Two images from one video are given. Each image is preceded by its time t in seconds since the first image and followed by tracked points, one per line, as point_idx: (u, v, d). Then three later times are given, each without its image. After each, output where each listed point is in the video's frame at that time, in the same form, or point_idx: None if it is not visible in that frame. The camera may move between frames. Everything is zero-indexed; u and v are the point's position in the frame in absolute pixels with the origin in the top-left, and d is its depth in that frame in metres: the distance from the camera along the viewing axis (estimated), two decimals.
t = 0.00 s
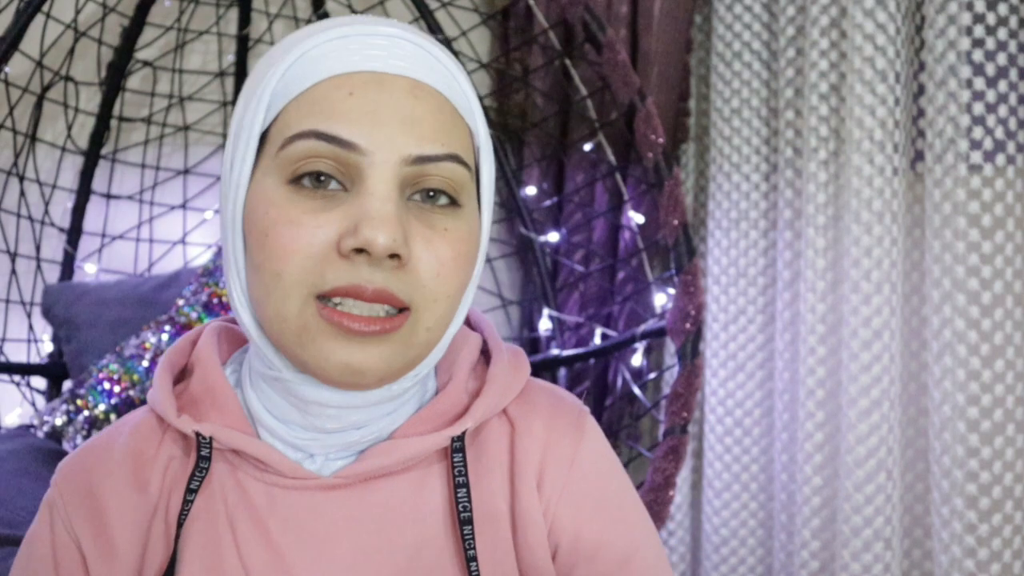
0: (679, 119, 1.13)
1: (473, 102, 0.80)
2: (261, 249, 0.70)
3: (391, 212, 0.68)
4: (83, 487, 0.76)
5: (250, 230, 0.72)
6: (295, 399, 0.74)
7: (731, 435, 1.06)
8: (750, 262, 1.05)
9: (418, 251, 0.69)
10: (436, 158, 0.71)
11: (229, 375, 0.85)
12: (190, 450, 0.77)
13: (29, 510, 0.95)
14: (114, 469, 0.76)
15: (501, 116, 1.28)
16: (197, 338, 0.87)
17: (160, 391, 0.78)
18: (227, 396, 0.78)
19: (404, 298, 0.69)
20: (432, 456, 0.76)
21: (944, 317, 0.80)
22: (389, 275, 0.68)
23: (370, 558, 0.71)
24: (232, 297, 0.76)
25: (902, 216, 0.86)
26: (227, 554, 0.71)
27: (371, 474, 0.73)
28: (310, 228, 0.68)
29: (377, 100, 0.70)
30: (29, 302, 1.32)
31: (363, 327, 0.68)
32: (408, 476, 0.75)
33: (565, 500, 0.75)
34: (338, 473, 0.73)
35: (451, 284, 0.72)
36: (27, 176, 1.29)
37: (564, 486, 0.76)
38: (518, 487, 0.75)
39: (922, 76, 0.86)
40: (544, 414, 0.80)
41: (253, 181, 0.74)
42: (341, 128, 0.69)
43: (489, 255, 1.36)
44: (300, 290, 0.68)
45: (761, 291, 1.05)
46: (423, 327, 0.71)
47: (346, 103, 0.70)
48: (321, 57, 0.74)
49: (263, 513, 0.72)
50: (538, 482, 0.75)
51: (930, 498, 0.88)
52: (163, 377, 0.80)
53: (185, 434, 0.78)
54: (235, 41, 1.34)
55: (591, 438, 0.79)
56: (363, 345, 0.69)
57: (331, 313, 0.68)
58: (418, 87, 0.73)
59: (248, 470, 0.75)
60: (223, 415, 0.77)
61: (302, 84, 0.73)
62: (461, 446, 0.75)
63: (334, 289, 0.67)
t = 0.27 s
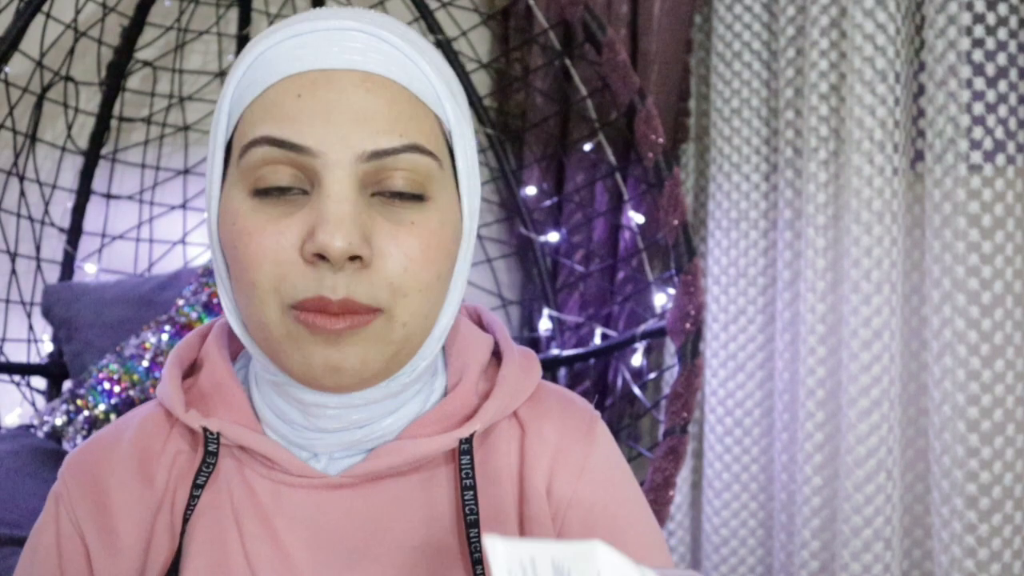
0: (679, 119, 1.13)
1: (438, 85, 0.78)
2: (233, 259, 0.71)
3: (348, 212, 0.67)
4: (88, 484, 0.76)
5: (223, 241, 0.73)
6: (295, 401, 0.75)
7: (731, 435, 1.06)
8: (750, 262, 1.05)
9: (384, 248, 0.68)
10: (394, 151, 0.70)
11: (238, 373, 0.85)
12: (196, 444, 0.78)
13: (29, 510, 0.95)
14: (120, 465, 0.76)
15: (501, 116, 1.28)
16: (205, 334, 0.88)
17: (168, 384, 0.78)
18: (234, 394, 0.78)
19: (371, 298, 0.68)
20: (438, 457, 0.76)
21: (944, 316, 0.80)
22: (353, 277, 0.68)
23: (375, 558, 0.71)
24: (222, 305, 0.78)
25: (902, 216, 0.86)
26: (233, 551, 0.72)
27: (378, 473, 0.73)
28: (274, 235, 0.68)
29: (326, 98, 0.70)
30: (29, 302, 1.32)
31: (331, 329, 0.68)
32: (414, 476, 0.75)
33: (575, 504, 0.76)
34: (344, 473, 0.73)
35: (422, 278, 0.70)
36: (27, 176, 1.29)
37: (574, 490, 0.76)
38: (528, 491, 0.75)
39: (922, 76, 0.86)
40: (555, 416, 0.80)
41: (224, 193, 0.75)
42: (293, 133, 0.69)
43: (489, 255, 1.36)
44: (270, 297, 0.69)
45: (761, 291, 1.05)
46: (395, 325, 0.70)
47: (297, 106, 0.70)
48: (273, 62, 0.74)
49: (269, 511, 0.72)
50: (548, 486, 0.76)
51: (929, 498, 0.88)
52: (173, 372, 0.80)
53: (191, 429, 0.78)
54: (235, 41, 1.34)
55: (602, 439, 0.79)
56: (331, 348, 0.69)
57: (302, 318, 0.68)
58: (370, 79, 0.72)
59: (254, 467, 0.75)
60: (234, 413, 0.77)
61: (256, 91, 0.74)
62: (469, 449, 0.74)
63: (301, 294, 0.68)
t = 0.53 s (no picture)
0: (679, 119, 1.13)
1: (441, 86, 0.78)
2: (236, 260, 0.71)
3: (354, 213, 0.68)
4: (86, 485, 0.76)
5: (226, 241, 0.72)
6: (291, 403, 0.75)
7: (731, 435, 1.06)
8: (750, 262, 1.05)
9: (389, 250, 0.69)
10: (399, 152, 0.71)
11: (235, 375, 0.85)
12: (193, 448, 0.77)
13: (29, 510, 0.95)
14: (117, 466, 0.76)
15: (501, 116, 1.28)
16: (204, 337, 0.88)
17: (165, 389, 0.78)
18: (230, 397, 0.78)
19: (376, 299, 0.68)
20: (434, 459, 0.76)
21: (944, 316, 0.80)
22: (359, 278, 0.68)
23: (372, 560, 0.71)
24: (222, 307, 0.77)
25: (902, 216, 0.86)
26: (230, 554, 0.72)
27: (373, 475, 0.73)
28: (279, 236, 0.68)
29: (331, 99, 0.70)
30: (29, 302, 1.32)
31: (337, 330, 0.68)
32: (410, 477, 0.75)
33: (574, 504, 0.76)
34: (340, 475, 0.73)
35: (427, 279, 0.71)
36: (27, 176, 1.29)
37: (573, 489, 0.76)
38: (526, 491, 0.75)
39: (922, 76, 0.86)
40: (553, 416, 0.79)
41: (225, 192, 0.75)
42: (298, 133, 0.69)
43: (489, 255, 1.36)
44: (275, 298, 0.68)
45: (761, 291, 1.05)
46: (400, 326, 0.70)
47: (302, 106, 0.70)
48: (276, 61, 0.74)
49: (265, 513, 0.73)
50: (547, 486, 0.76)
51: (930, 498, 0.88)
52: (169, 376, 0.81)
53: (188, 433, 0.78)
54: (235, 41, 1.34)
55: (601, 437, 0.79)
56: (338, 349, 0.69)
57: (308, 320, 0.68)
58: (374, 79, 0.72)
59: (250, 470, 0.75)
60: (229, 415, 0.77)
61: (259, 90, 0.73)
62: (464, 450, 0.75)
63: (307, 296, 0.68)
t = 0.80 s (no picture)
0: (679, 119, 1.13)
1: (457, 92, 0.78)
2: (251, 261, 0.70)
3: (371, 216, 0.68)
4: (86, 484, 0.76)
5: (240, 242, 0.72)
6: (299, 403, 0.75)
7: (731, 435, 1.06)
8: (750, 262, 1.06)
9: (404, 254, 0.69)
10: (416, 156, 0.71)
11: (239, 372, 0.85)
12: (197, 446, 0.78)
13: (30, 510, 0.95)
14: (119, 465, 0.76)
15: (501, 116, 1.28)
16: (207, 334, 0.88)
17: (169, 385, 0.78)
18: (235, 396, 0.78)
19: (391, 302, 0.69)
20: (438, 460, 0.76)
21: (944, 316, 0.80)
22: (374, 281, 0.68)
23: (375, 560, 0.71)
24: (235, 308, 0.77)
25: (903, 216, 0.87)
26: (232, 552, 0.72)
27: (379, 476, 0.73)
28: (295, 238, 0.68)
29: (350, 102, 0.70)
30: (29, 302, 1.32)
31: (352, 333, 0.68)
32: (415, 478, 0.75)
33: (574, 507, 0.75)
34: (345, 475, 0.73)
35: (441, 283, 0.71)
36: (27, 176, 1.29)
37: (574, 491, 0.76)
38: (528, 490, 0.75)
39: (922, 76, 0.86)
40: (555, 420, 0.79)
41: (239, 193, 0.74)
42: (316, 135, 0.69)
43: (490, 254, 1.36)
44: (290, 300, 0.68)
45: (761, 291, 1.05)
46: (416, 330, 0.71)
47: (321, 108, 0.70)
48: (294, 62, 0.74)
49: (269, 512, 0.72)
50: (547, 488, 0.75)
51: (930, 498, 0.88)
52: (174, 373, 0.80)
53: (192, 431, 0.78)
54: (235, 41, 1.34)
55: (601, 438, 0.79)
56: (354, 352, 0.69)
57: (323, 323, 0.68)
58: (393, 83, 0.72)
59: (255, 469, 0.75)
60: (234, 416, 0.77)
61: (276, 91, 0.73)
62: (470, 452, 0.75)
63: (323, 298, 0.68)
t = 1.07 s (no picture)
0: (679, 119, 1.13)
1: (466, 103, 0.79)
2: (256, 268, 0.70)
3: (384, 228, 0.67)
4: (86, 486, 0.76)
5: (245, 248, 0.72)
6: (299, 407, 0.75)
7: (731, 435, 1.06)
8: (750, 262, 1.06)
9: (414, 265, 0.69)
10: (428, 168, 0.71)
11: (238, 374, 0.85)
12: (195, 448, 0.78)
13: (30, 510, 0.95)
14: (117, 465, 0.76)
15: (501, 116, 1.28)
16: (204, 337, 0.88)
17: (166, 387, 0.78)
18: (232, 398, 0.78)
19: (403, 312, 0.69)
20: (434, 461, 0.76)
21: (944, 316, 0.80)
22: (384, 292, 0.68)
23: (372, 559, 0.71)
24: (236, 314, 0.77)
25: (902, 216, 0.87)
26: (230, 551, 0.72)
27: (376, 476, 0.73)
28: (302, 246, 0.68)
29: (364, 111, 0.70)
30: (29, 302, 1.32)
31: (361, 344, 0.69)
32: (411, 478, 0.75)
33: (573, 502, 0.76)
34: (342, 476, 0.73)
35: (449, 294, 0.71)
36: (27, 176, 1.29)
37: (569, 488, 0.76)
38: (525, 488, 0.75)
39: (922, 76, 0.86)
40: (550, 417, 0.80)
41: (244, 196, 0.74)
42: (327, 143, 0.68)
43: (490, 254, 1.36)
44: (298, 310, 0.68)
45: (761, 291, 1.05)
46: (423, 341, 0.71)
47: (334, 117, 0.70)
48: (305, 68, 0.73)
49: (266, 511, 0.73)
50: (544, 486, 0.75)
51: (930, 498, 0.88)
52: (170, 376, 0.80)
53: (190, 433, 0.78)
54: (235, 41, 1.34)
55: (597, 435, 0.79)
56: (363, 363, 0.69)
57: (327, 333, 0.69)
58: (407, 94, 0.72)
59: (251, 469, 0.75)
60: (231, 417, 0.77)
61: (286, 96, 0.73)
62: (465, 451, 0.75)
63: (331, 308, 0.68)
